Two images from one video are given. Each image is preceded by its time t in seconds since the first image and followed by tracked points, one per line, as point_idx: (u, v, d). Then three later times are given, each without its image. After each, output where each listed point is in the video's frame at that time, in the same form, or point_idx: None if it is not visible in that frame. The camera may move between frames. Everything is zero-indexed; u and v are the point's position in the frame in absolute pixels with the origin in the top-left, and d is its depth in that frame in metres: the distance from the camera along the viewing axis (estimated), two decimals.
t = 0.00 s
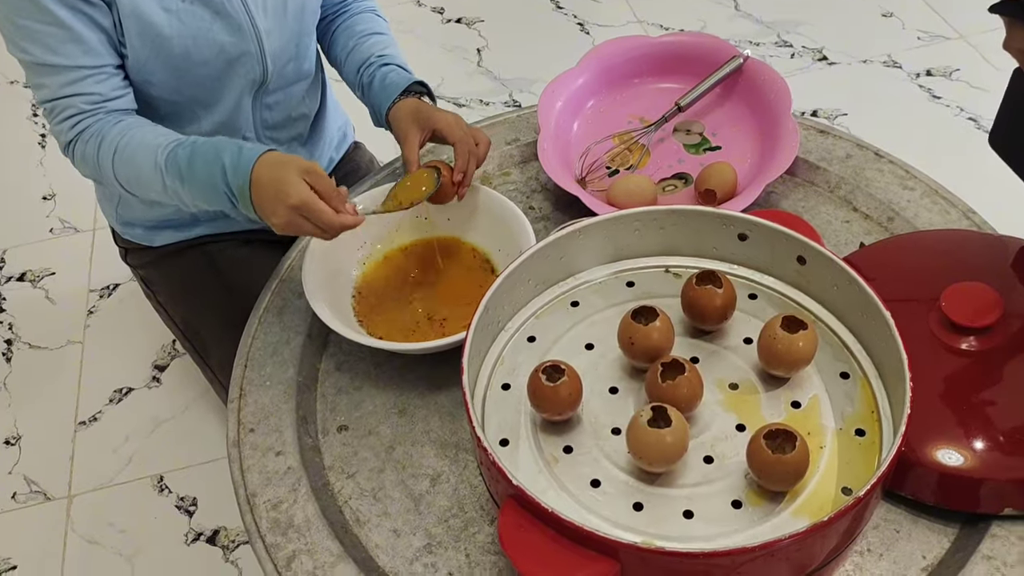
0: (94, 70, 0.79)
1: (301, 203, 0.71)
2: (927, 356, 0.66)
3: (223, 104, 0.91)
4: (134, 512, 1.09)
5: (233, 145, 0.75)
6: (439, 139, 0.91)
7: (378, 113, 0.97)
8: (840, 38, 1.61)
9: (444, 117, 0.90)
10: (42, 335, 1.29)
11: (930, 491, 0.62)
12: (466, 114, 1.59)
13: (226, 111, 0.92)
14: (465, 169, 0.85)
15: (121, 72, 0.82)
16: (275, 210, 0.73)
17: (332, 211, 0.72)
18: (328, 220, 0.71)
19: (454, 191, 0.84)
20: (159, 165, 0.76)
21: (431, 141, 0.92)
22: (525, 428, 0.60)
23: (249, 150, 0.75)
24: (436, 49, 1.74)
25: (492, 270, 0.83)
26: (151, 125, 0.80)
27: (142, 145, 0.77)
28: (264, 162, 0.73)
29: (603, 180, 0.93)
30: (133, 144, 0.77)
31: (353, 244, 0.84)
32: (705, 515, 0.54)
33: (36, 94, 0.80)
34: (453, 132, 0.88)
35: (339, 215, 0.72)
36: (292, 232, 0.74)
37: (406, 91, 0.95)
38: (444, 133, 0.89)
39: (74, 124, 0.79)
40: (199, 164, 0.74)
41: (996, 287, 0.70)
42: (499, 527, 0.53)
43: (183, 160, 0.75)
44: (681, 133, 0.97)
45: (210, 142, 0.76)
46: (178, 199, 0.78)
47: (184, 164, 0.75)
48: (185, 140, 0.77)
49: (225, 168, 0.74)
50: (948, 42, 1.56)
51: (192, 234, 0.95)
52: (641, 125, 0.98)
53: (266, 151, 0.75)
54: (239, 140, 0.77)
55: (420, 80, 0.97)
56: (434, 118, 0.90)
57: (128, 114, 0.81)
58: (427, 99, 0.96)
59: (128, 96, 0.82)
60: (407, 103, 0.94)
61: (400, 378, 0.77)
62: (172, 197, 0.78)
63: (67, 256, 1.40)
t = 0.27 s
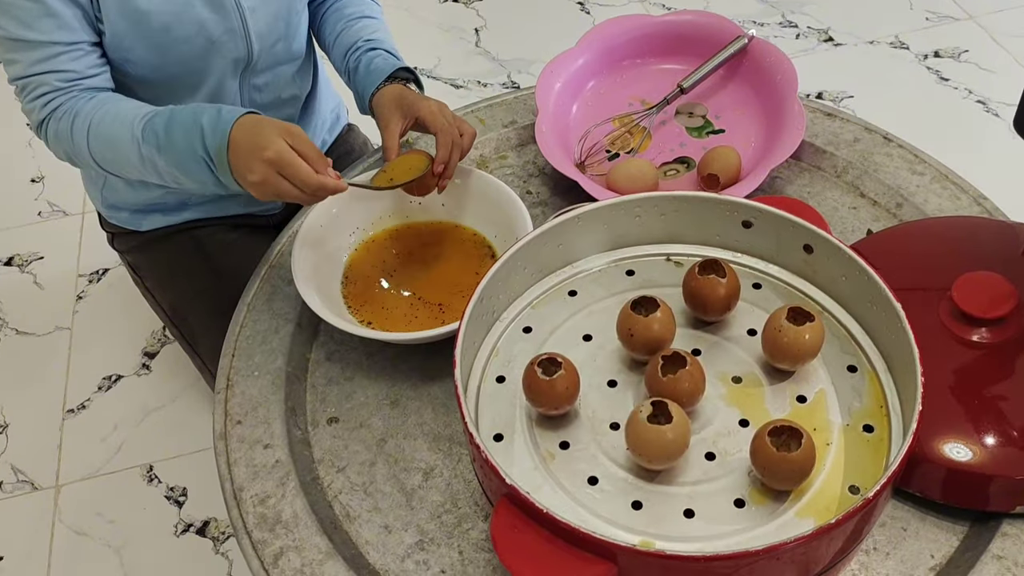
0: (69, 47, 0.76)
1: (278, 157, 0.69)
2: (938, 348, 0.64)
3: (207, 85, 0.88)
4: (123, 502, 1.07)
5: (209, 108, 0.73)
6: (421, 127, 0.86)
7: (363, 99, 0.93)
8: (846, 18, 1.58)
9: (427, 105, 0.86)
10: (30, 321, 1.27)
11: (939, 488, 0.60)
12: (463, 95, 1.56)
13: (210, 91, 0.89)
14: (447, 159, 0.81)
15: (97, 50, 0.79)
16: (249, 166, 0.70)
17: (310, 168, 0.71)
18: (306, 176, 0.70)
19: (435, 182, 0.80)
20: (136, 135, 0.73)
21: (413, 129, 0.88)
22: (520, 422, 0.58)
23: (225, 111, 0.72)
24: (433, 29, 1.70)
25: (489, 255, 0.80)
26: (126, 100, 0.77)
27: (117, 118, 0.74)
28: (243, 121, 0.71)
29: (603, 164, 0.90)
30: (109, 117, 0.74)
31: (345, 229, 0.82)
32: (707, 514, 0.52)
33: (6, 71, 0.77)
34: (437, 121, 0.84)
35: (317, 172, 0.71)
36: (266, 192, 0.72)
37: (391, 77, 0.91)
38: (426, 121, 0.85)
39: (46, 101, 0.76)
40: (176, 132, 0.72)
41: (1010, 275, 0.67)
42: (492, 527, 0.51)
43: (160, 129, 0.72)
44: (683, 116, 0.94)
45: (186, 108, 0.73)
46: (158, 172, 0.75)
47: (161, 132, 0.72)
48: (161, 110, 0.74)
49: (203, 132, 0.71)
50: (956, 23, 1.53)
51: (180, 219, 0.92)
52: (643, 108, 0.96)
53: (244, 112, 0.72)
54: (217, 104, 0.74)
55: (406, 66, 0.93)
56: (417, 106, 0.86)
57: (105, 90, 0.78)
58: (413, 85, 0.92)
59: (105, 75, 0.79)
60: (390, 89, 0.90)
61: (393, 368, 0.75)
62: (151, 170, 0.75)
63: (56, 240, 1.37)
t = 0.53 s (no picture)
0: (44, 24, 0.74)
1: (255, 122, 0.67)
2: (944, 342, 0.62)
3: (192, 65, 0.86)
4: (113, 492, 1.06)
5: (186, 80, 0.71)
6: (410, 111, 0.83)
7: (352, 81, 0.91)
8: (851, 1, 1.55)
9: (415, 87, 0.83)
10: (19, 307, 1.25)
11: (943, 485, 0.58)
12: (461, 78, 1.53)
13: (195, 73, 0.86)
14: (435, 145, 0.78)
15: (74, 28, 0.77)
16: (224, 130, 0.67)
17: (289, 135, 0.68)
18: (283, 143, 0.67)
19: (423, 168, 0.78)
20: (111, 111, 0.71)
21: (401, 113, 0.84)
22: (514, 417, 0.56)
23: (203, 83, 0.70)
24: (431, 10, 1.68)
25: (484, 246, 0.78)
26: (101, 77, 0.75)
27: (92, 94, 0.72)
28: (223, 89, 0.69)
29: (601, 150, 0.88)
30: (84, 94, 0.72)
31: (337, 216, 0.80)
32: (706, 514, 0.50)
33: None
34: (426, 104, 0.80)
35: (296, 139, 0.68)
36: (241, 159, 0.69)
37: (380, 58, 0.89)
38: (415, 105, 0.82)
39: (19, 79, 0.74)
40: (152, 105, 0.70)
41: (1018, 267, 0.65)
42: (483, 526, 0.49)
43: (136, 102, 0.70)
44: (684, 101, 0.92)
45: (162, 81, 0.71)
46: (135, 149, 0.73)
47: (137, 106, 0.70)
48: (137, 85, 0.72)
49: (179, 102, 0.69)
50: (964, 7, 1.51)
51: (169, 203, 0.91)
52: (643, 92, 0.93)
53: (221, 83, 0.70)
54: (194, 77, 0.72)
55: (396, 48, 0.90)
56: (405, 89, 0.83)
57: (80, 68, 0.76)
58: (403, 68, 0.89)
59: (82, 54, 0.77)
60: (379, 71, 0.87)
61: (385, 358, 0.73)
62: (128, 147, 0.73)
63: (46, 224, 1.35)
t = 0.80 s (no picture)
0: (41, 18, 0.73)
1: (260, 90, 0.66)
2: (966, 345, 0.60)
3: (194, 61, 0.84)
4: (118, 491, 1.05)
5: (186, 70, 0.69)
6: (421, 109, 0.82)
7: (360, 79, 0.89)
8: None
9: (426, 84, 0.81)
10: (21, 303, 1.24)
11: (965, 492, 0.57)
12: (467, 70, 1.51)
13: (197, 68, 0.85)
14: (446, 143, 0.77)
15: (72, 23, 0.76)
16: (227, 101, 0.66)
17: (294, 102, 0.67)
18: (288, 103, 0.66)
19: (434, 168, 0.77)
20: (110, 103, 0.70)
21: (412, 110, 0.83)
22: (531, 423, 0.55)
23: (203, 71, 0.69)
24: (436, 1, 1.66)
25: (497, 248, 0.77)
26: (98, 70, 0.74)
27: (89, 87, 0.70)
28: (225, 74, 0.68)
29: (614, 147, 0.87)
30: (81, 86, 0.71)
31: (345, 214, 0.78)
32: (729, 525, 0.49)
33: None
34: (436, 103, 0.79)
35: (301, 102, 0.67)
36: (244, 131, 0.67)
37: (389, 55, 0.87)
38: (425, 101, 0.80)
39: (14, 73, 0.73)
40: (153, 97, 0.68)
41: None
42: (502, 537, 0.48)
43: (136, 94, 0.69)
44: (697, 96, 0.91)
45: (162, 72, 0.70)
46: (134, 143, 0.71)
47: (137, 98, 0.69)
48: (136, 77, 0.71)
49: (182, 93, 0.68)
50: None
51: (173, 200, 0.90)
52: (656, 87, 0.92)
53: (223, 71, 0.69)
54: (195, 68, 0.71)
55: (405, 45, 0.88)
56: (415, 85, 0.82)
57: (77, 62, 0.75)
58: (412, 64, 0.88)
59: (79, 50, 0.76)
60: (388, 68, 0.85)
61: (396, 360, 0.72)
62: (127, 140, 0.71)
63: (48, 218, 1.33)
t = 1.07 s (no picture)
0: (47, 29, 0.70)
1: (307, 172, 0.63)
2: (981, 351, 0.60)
3: (193, 69, 0.82)
4: (115, 505, 1.03)
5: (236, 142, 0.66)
6: (447, 111, 0.81)
7: (377, 84, 0.87)
8: None
9: (452, 86, 0.80)
10: (10, 313, 1.21)
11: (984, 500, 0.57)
12: (460, 69, 1.49)
13: (197, 76, 0.83)
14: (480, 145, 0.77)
15: (75, 32, 0.73)
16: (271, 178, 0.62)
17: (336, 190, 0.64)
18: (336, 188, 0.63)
19: (467, 169, 0.76)
20: (144, 152, 0.66)
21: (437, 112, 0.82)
22: (548, 440, 0.54)
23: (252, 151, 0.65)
24: None
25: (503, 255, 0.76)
26: (135, 109, 0.71)
27: (129, 130, 0.67)
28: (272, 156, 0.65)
29: (617, 150, 0.86)
30: (120, 127, 0.68)
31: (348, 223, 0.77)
32: (754, 543, 0.48)
33: None
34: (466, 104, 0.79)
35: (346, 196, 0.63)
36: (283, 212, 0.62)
37: (408, 59, 0.85)
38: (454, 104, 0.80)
39: (35, 95, 0.70)
40: (196, 160, 0.65)
41: None
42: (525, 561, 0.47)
43: (177, 152, 0.66)
44: (700, 97, 0.90)
45: (207, 138, 0.66)
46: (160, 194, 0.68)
47: (178, 157, 0.65)
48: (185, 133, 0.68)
49: (227, 165, 0.64)
50: None
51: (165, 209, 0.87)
52: (658, 88, 0.91)
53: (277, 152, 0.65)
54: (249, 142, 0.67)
55: (424, 47, 0.87)
56: (441, 87, 0.81)
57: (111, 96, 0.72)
58: (432, 68, 0.86)
59: (88, 61, 0.73)
60: (410, 70, 0.84)
61: (403, 372, 0.71)
62: (154, 191, 0.68)
63: (35, 226, 1.31)
